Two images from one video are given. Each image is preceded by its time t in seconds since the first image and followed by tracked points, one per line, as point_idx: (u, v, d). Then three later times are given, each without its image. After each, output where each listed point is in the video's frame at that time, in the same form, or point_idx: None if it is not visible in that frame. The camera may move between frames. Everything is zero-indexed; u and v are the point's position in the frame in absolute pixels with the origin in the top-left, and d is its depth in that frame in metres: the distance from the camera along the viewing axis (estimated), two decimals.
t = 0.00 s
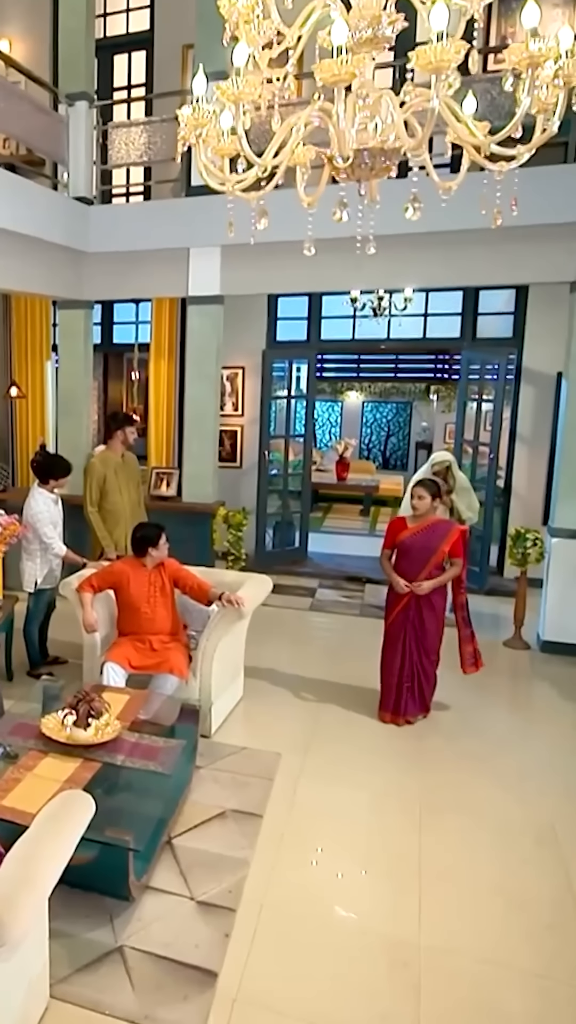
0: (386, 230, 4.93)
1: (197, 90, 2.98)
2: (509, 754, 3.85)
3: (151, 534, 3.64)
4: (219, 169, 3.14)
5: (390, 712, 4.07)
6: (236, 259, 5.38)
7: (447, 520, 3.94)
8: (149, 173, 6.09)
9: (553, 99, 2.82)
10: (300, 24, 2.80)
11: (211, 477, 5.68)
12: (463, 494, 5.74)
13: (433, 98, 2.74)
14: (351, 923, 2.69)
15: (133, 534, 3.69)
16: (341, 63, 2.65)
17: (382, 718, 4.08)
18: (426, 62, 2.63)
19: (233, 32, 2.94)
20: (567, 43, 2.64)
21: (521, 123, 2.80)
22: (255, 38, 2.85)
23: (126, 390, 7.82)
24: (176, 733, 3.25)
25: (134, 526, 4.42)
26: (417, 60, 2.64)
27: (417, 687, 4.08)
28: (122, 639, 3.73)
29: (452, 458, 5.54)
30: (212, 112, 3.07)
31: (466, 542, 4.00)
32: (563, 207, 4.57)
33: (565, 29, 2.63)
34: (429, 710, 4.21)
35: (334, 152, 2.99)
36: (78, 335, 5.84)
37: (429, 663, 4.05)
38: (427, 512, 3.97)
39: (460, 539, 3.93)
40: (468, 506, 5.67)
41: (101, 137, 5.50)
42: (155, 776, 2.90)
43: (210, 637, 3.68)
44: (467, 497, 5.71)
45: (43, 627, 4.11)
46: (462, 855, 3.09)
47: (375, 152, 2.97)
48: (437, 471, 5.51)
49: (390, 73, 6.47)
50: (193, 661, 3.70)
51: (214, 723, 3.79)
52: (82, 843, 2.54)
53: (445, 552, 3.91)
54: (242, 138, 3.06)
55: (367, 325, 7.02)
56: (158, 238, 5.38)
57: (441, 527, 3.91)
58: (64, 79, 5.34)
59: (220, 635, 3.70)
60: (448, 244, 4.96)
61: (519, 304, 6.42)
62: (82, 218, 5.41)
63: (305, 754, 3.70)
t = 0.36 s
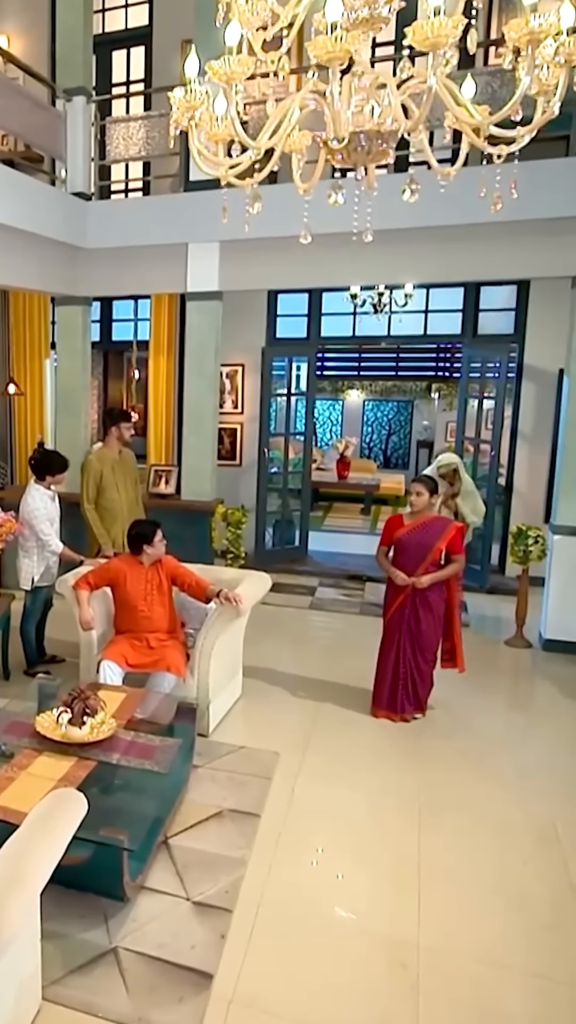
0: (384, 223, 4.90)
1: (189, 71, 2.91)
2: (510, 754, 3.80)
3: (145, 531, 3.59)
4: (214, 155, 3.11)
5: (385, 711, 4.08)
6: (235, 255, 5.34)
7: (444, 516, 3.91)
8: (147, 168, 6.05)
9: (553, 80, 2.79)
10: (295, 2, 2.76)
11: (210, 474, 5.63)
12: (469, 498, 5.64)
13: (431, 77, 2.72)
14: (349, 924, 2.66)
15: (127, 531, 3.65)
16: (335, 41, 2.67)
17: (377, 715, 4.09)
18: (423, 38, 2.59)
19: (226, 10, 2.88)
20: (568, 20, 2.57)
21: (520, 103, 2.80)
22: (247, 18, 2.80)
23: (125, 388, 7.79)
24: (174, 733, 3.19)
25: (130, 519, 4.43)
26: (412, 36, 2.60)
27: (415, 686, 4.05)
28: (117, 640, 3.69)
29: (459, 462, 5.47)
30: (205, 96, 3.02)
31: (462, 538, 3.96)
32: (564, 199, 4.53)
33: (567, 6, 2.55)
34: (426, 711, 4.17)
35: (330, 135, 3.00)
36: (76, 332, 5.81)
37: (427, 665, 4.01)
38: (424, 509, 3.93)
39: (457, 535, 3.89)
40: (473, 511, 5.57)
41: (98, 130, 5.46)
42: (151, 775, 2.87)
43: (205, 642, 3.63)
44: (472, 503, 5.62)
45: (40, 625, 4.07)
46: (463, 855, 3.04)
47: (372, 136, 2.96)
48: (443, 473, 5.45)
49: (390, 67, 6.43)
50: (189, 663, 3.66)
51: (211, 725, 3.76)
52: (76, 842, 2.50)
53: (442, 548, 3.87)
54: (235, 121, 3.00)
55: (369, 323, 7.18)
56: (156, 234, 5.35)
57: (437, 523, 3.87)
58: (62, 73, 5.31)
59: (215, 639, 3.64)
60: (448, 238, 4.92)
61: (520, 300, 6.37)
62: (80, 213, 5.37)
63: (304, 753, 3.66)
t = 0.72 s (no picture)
0: (389, 218, 4.84)
1: (183, 55, 2.83)
2: (513, 754, 3.76)
3: (142, 528, 3.55)
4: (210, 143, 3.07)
5: (386, 711, 4.04)
6: (236, 251, 5.31)
7: (445, 514, 3.86)
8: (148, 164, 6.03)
9: (555, 61, 2.75)
10: None
11: (211, 473, 5.59)
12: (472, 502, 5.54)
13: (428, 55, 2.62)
14: (349, 926, 2.61)
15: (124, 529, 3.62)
16: (330, 17, 2.61)
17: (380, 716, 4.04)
18: (421, 14, 2.54)
19: None
20: None
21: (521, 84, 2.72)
22: None
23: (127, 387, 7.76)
24: (172, 732, 3.15)
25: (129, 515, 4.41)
26: (410, 12, 2.54)
27: (418, 686, 4.00)
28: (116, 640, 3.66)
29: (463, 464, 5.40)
30: (200, 81, 2.97)
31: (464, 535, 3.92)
32: (567, 194, 4.50)
33: None
34: (429, 710, 4.13)
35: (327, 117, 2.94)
36: (76, 330, 5.77)
37: (430, 666, 3.96)
38: (425, 506, 3.89)
39: (458, 532, 3.85)
40: (475, 514, 5.46)
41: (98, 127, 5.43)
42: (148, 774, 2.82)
43: (203, 643, 3.58)
44: (474, 506, 5.51)
45: (39, 624, 4.04)
46: (464, 856, 3.00)
47: (369, 119, 2.88)
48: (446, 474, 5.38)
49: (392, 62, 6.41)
50: (187, 663, 3.61)
51: (211, 726, 3.72)
52: (71, 842, 2.46)
53: (443, 545, 3.83)
54: (230, 105, 2.95)
55: (371, 321, 7.17)
56: (156, 231, 5.32)
57: (438, 520, 3.83)
58: (62, 70, 5.29)
59: (213, 639, 3.60)
60: (450, 234, 4.88)
61: (524, 297, 6.32)
62: (79, 210, 5.34)
63: (304, 753, 3.61)
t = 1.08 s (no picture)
0: (391, 213, 4.82)
1: (178, 38, 2.79)
2: (517, 754, 3.71)
3: (138, 527, 3.50)
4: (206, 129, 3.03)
5: (390, 711, 3.99)
6: (238, 247, 5.27)
7: (451, 512, 3.82)
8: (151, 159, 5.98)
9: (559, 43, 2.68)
10: None
11: (212, 470, 5.55)
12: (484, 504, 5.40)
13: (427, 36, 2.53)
14: (349, 926, 2.57)
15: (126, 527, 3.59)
16: None
17: (384, 715, 3.99)
18: None
19: None
20: None
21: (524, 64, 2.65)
22: None
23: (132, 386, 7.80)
24: (172, 732, 3.11)
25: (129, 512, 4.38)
26: None
27: (421, 685, 3.95)
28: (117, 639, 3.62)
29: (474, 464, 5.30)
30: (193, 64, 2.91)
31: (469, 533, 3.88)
32: (571, 189, 4.46)
33: None
34: (432, 710, 4.07)
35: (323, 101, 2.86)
36: (77, 327, 5.74)
37: (434, 666, 3.91)
38: (431, 504, 3.86)
39: (464, 530, 3.81)
40: (485, 516, 5.32)
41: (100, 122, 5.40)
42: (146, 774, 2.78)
43: (204, 641, 3.55)
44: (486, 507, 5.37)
45: (39, 622, 4.01)
46: (467, 857, 2.95)
47: (367, 102, 2.84)
48: (456, 472, 5.29)
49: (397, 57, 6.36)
50: (188, 662, 3.57)
51: (212, 725, 3.68)
52: (66, 841, 2.42)
53: (447, 544, 3.78)
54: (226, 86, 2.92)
55: (374, 317, 7.06)
56: (158, 228, 5.30)
57: (442, 518, 3.79)
58: (62, 65, 5.26)
59: (214, 638, 3.56)
60: (454, 229, 4.83)
61: (530, 294, 6.27)
62: (80, 207, 5.33)
63: (305, 753, 3.57)
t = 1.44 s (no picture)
0: (391, 209, 4.79)
1: (169, 20, 2.77)
2: (519, 754, 3.67)
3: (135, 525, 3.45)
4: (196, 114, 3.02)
5: (390, 709, 3.95)
6: (238, 243, 5.24)
7: (452, 508, 3.79)
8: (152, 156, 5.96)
9: (557, 24, 2.66)
10: None
11: (212, 467, 5.52)
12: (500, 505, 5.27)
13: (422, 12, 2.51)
14: (348, 928, 2.53)
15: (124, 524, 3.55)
16: None
17: (385, 714, 3.95)
18: None
19: None
20: None
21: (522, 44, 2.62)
22: None
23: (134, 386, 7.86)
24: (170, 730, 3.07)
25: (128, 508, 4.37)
26: None
27: (422, 683, 3.91)
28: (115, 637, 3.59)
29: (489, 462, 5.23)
30: (185, 46, 2.91)
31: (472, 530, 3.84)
32: (572, 184, 4.43)
33: None
34: (433, 708, 4.03)
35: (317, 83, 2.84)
36: (76, 324, 5.72)
37: (436, 665, 3.87)
38: (432, 500, 3.81)
39: (466, 527, 3.77)
40: (498, 516, 5.19)
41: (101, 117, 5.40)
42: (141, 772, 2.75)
43: (202, 639, 3.52)
44: (500, 509, 5.23)
45: (36, 620, 3.98)
46: (467, 856, 2.92)
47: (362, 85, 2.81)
48: (468, 469, 5.22)
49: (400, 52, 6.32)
50: (186, 661, 3.54)
51: (210, 724, 3.65)
52: (59, 839, 2.39)
53: (450, 540, 3.74)
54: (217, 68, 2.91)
55: (376, 315, 7.01)
56: (158, 224, 5.28)
57: (445, 515, 3.75)
58: (62, 60, 5.24)
59: (212, 635, 3.53)
60: (455, 224, 4.79)
61: (533, 292, 6.25)
62: (79, 204, 5.32)
63: (304, 752, 3.53)
